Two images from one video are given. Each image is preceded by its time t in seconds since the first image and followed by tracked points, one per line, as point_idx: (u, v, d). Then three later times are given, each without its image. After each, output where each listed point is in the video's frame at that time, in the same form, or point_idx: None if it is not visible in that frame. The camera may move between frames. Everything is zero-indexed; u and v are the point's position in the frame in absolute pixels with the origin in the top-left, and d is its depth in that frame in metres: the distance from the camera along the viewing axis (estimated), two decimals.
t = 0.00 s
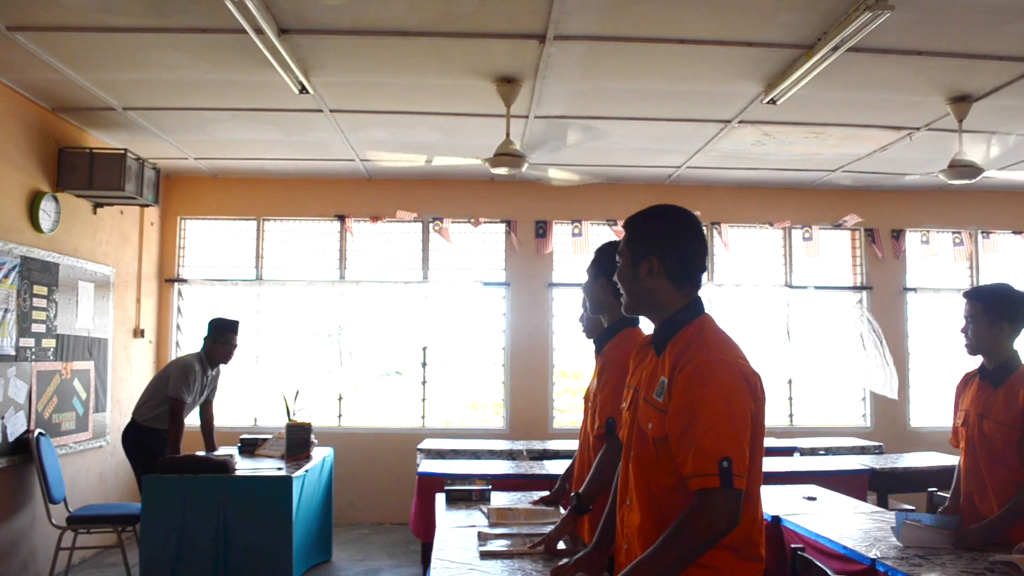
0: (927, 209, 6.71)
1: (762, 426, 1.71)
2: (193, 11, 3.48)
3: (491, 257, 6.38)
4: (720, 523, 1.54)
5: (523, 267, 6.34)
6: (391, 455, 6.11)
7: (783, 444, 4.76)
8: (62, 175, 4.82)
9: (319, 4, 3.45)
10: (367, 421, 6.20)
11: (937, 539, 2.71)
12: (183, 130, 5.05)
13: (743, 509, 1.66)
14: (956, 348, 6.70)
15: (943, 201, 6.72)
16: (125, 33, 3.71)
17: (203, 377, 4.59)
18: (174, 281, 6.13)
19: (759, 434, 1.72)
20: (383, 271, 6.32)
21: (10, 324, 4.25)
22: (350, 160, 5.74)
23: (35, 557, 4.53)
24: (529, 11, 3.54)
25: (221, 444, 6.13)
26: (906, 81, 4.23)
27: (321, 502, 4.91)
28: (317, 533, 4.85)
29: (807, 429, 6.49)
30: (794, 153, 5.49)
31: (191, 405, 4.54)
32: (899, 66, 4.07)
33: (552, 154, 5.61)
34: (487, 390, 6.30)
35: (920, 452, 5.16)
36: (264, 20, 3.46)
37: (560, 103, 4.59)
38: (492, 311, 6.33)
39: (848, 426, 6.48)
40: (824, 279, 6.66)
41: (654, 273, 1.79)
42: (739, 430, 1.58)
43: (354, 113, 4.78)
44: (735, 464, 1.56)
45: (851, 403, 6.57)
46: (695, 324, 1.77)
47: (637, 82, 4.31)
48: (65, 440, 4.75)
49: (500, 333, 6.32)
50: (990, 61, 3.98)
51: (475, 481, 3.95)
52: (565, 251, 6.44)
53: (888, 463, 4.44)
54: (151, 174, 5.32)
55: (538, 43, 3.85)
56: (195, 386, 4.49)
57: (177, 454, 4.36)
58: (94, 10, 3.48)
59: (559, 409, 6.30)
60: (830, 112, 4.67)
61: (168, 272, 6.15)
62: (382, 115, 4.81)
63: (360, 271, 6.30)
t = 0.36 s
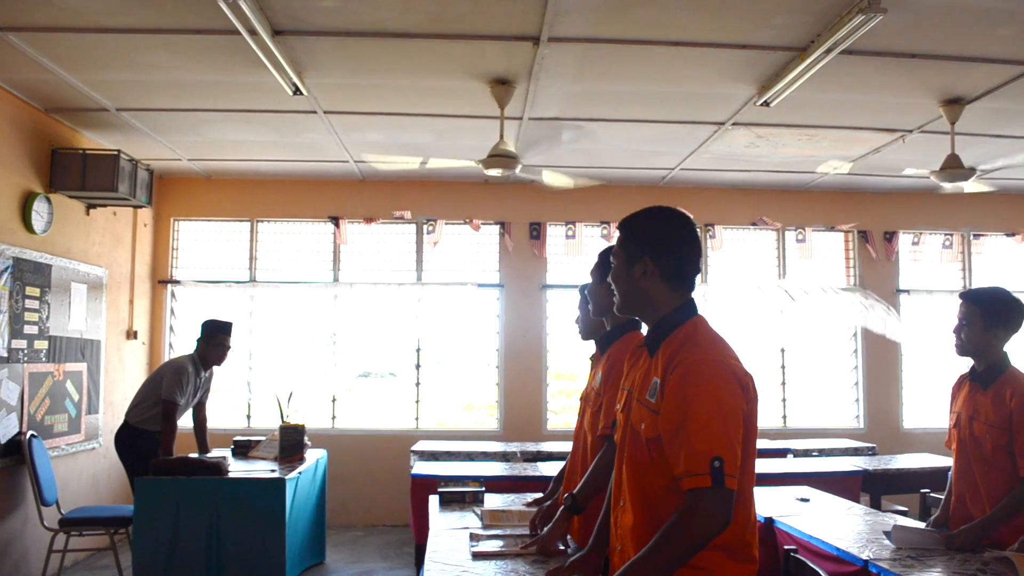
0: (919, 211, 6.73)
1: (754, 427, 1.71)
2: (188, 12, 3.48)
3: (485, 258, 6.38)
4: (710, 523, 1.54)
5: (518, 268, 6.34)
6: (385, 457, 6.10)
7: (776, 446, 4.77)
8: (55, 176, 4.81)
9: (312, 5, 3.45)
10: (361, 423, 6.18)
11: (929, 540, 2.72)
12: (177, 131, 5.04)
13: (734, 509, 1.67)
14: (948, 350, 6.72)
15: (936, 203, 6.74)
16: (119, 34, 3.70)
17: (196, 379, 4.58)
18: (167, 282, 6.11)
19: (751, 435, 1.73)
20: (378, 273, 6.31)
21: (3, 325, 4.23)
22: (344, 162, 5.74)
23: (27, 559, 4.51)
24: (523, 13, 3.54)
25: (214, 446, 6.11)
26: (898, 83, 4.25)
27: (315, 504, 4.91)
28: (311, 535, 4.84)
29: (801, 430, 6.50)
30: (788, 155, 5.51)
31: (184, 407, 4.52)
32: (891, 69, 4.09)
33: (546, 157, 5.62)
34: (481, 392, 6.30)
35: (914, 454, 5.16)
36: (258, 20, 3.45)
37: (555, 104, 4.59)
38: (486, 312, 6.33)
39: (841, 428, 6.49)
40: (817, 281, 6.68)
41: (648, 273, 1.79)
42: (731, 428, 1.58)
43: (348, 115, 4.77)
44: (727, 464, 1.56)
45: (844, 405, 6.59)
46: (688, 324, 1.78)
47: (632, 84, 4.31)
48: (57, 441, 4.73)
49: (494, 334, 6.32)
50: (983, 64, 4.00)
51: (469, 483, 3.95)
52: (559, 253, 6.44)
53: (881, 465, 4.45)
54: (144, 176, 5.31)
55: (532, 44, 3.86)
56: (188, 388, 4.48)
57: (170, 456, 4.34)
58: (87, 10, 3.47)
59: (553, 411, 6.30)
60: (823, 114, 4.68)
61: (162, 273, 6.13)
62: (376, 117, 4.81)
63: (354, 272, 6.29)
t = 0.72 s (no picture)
0: (910, 212, 6.75)
1: (745, 427, 1.71)
2: (177, 14, 3.47)
3: (476, 260, 6.37)
4: (700, 523, 1.54)
5: (510, 270, 6.33)
6: (377, 459, 6.09)
7: (767, 447, 4.77)
8: (45, 178, 4.79)
9: (302, 7, 3.44)
10: (353, 426, 6.17)
11: (920, 540, 2.75)
12: (167, 133, 5.03)
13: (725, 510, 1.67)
14: (939, 350, 6.74)
15: (926, 204, 6.77)
16: (108, 35, 3.69)
17: (187, 381, 4.56)
18: (157, 284, 6.09)
19: (741, 437, 1.73)
20: (369, 275, 6.30)
21: None
22: (335, 163, 5.73)
23: (16, 563, 4.48)
24: (513, 15, 3.55)
25: (205, 449, 6.09)
26: (888, 85, 4.26)
27: (307, 506, 4.89)
28: (303, 538, 4.83)
29: (792, 431, 6.51)
30: (779, 157, 5.52)
31: (175, 409, 4.50)
32: (881, 71, 4.10)
33: (538, 158, 5.62)
34: (473, 393, 6.29)
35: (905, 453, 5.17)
36: (248, 22, 3.44)
37: (546, 106, 4.60)
38: (478, 314, 6.32)
39: (832, 428, 6.51)
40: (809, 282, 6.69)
41: (639, 275, 1.79)
42: (721, 429, 1.58)
43: (339, 116, 4.77)
44: (717, 464, 1.56)
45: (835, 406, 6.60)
46: (678, 325, 1.78)
47: (622, 85, 4.32)
48: (47, 445, 4.71)
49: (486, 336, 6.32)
50: (972, 65, 4.02)
51: (460, 485, 3.95)
52: (550, 254, 6.44)
53: (872, 466, 4.45)
54: (134, 178, 5.29)
55: (523, 46, 3.86)
56: (179, 391, 4.46)
57: (161, 459, 4.33)
58: (77, 11, 3.46)
59: (545, 412, 6.30)
60: (813, 115, 4.69)
61: (152, 276, 6.11)
62: (367, 118, 4.80)
63: (345, 274, 6.28)
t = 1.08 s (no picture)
0: (898, 215, 6.79)
1: (732, 428, 1.72)
2: (166, 11, 3.46)
3: (466, 260, 6.37)
4: (687, 522, 1.54)
5: (499, 270, 6.33)
6: (366, 458, 6.07)
7: (755, 448, 4.78)
8: (32, 175, 4.76)
9: (292, 5, 3.43)
10: (341, 425, 6.15)
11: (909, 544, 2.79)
12: (156, 130, 5.00)
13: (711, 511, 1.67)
14: (927, 352, 6.77)
15: (914, 207, 6.80)
16: (96, 32, 3.67)
17: (174, 380, 4.54)
18: (145, 282, 6.06)
19: (728, 438, 1.73)
20: (358, 274, 6.29)
21: None
22: (325, 162, 5.71)
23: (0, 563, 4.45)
24: (504, 16, 3.55)
25: (192, 448, 6.06)
26: (877, 88, 4.28)
27: (295, 506, 4.88)
28: (291, 538, 4.81)
29: (780, 432, 6.53)
30: (768, 159, 5.53)
31: (162, 408, 4.48)
32: (870, 74, 4.12)
33: (528, 159, 5.62)
34: (462, 394, 6.28)
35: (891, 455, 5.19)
36: (238, 20, 3.44)
37: (536, 107, 4.60)
38: (467, 314, 6.32)
39: (820, 430, 6.53)
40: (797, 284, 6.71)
41: (628, 276, 1.79)
42: (708, 429, 1.58)
43: (329, 115, 4.75)
44: (704, 464, 1.56)
45: (823, 407, 6.63)
46: (666, 327, 1.77)
47: (613, 87, 4.32)
48: (32, 443, 4.67)
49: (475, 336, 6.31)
50: (960, 70, 4.04)
51: (448, 486, 3.95)
52: (540, 255, 6.44)
53: (859, 468, 4.46)
54: (122, 175, 5.27)
55: (513, 46, 3.86)
56: (166, 389, 4.44)
57: (148, 457, 4.31)
58: (66, 8, 3.44)
59: (534, 413, 6.29)
60: (803, 118, 4.71)
61: (140, 274, 6.08)
62: (357, 117, 4.79)
63: (334, 274, 6.26)
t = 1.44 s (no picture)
0: (889, 215, 6.81)
1: (722, 428, 1.72)
2: (158, 11, 3.45)
3: (458, 261, 6.36)
4: (675, 521, 1.55)
5: (491, 270, 6.33)
6: (358, 459, 6.06)
7: (745, 448, 4.79)
8: (22, 175, 4.74)
9: (284, 5, 3.43)
10: (333, 426, 6.14)
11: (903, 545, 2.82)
12: (147, 130, 4.99)
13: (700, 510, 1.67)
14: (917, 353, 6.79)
15: (905, 208, 6.83)
16: (87, 31, 3.65)
17: (164, 381, 4.52)
18: (136, 283, 6.04)
19: (717, 437, 1.73)
20: (350, 274, 6.27)
21: None
22: (316, 162, 5.71)
23: None
24: (496, 16, 3.56)
25: (183, 449, 6.04)
26: (867, 90, 4.30)
27: (286, 507, 4.87)
28: (282, 539, 4.80)
29: (772, 433, 6.54)
30: (759, 160, 5.54)
31: (152, 409, 4.46)
32: (860, 76, 4.13)
33: (520, 159, 5.62)
34: (454, 394, 6.28)
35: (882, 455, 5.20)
36: (230, 19, 3.43)
37: (528, 108, 4.61)
38: (459, 314, 6.31)
39: (810, 430, 6.55)
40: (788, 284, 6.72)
41: (616, 278, 1.79)
42: (697, 429, 1.58)
43: (320, 115, 4.75)
44: (692, 464, 1.56)
45: (814, 407, 6.65)
46: (656, 327, 1.77)
47: (604, 87, 4.33)
48: (22, 444, 4.65)
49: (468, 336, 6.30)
50: (951, 71, 4.06)
51: (439, 486, 3.95)
52: (531, 255, 6.45)
53: (850, 467, 4.47)
54: (113, 175, 5.25)
55: (505, 47, 3.86)
56: (157, 390, 4.43)
57: (138, 458, 4.29)
58: (56, 7, 3.43)
59: (525, 413, 6.29)
60: (794, 119, 4.72)
61: (130, 274, 6.06)
62: (348, 117, 4.78)
63: (325, 274, 6.25)
